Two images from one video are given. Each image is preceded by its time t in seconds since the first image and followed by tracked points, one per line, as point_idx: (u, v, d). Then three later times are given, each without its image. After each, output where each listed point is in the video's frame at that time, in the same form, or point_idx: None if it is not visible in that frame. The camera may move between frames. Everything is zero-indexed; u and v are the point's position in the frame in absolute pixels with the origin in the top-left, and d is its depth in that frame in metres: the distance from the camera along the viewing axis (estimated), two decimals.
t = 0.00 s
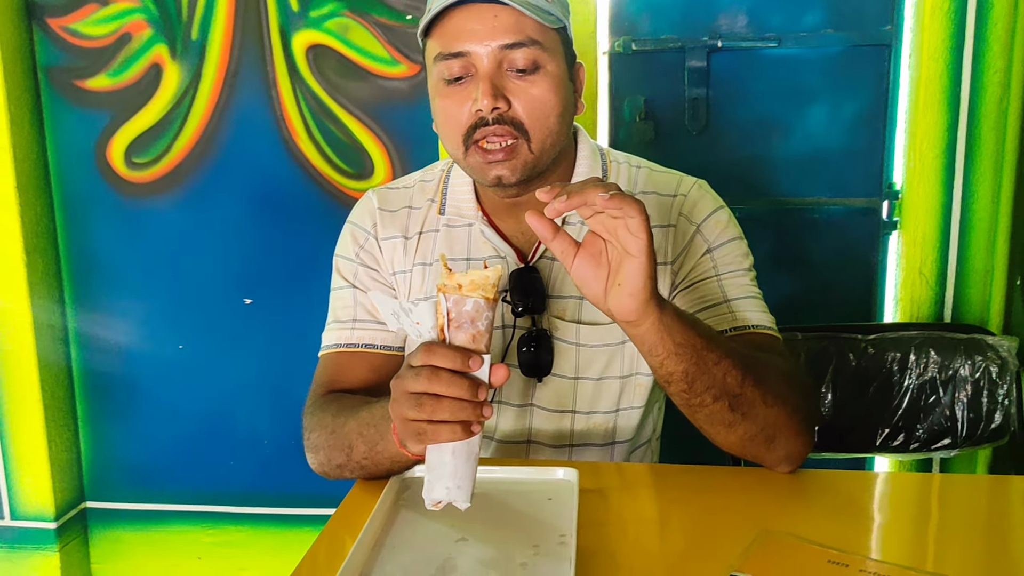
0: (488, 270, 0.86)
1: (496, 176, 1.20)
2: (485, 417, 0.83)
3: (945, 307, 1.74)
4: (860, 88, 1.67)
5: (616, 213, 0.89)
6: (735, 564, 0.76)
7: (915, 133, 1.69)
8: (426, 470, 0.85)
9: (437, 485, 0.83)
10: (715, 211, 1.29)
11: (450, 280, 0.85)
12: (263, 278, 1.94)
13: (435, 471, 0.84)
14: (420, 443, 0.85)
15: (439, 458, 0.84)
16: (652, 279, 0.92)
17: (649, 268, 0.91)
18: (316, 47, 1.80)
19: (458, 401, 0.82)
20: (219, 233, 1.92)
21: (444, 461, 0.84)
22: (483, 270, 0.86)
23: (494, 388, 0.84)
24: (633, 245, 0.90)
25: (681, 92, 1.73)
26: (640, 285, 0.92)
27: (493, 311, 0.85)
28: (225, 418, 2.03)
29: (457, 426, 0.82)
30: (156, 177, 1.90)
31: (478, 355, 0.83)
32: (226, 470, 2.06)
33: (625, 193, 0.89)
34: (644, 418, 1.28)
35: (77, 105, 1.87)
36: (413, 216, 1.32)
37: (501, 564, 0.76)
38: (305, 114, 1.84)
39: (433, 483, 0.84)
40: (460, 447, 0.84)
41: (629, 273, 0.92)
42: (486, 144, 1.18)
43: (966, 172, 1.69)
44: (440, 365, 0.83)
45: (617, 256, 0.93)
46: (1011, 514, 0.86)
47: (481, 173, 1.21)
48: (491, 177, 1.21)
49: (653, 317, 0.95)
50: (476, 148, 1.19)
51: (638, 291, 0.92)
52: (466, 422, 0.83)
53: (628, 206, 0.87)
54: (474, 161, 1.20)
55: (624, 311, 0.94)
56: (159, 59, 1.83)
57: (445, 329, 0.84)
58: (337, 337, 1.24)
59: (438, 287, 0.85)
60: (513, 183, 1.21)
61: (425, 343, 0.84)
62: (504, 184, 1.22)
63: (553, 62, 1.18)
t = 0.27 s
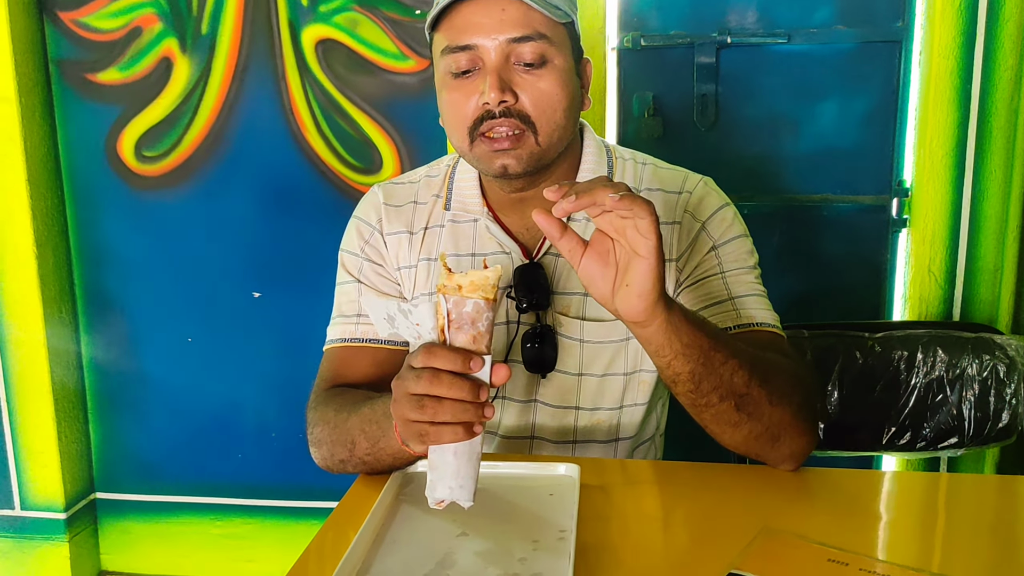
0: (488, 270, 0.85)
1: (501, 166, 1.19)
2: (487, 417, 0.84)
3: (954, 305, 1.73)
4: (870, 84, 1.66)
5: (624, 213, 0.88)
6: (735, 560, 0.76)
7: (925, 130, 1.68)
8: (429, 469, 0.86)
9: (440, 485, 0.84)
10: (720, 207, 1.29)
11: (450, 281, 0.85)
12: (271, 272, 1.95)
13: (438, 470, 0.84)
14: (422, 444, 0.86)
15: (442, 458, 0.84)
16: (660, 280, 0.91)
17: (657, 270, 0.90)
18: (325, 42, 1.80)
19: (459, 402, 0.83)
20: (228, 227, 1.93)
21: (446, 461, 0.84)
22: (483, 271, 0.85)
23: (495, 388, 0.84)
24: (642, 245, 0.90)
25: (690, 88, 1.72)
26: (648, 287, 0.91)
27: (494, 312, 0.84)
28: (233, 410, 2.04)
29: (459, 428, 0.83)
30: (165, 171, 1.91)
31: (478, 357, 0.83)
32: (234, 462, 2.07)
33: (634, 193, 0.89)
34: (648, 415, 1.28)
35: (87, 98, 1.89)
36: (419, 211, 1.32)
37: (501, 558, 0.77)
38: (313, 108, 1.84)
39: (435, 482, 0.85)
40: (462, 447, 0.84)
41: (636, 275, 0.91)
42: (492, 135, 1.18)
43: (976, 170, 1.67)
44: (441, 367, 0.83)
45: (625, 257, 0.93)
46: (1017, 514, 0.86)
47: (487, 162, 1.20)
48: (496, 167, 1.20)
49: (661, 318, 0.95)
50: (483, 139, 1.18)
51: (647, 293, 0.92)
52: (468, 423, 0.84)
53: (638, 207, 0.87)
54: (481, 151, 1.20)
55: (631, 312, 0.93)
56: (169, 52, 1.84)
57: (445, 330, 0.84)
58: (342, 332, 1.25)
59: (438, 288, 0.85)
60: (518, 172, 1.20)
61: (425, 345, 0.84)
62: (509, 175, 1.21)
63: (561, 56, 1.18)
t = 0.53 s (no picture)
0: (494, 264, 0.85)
1: (503, 166, 1.19)
2: (483, 410, 0.84)
3: (959, 305, 1.73)
4: (876, 83, 1.66)
5: (644, 188, 0.89)
6: (737, 560, 0.76)
7: (931, 129, 1.67)
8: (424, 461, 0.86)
9: (435, 477, 0.84)
10: (725, 206, 1.28)
11: (454, 274, 0.85)
12: (276, 269, 1.95)
13: (433, 463, 0.85)
14: (418, 435, 0.86)
15: (438, 450, 0.85)
16: (675, 259, 0.92)
17: (673, 247, 0.91)
18: (330, 39, 1.81)
19: (457, 394, 0.83)
20: (233, 224, 1.94)
21: (442, 453, 0.85)
22: (487, 264, 0.85)
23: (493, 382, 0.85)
24: (658, 222, 0.90)
25: (695, 86, 1.72)
26: (662, 264, 0.92)
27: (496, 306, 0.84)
28: (239, 407, 2.05)
29: (455, 419, 0.83)
30: (171, 168, 1.91)
31: (479, 349, 0.83)
32: (239, 459, 2.08)
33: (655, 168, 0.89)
34: (651, 414, 1.28)
35: (93, 96, 1.89)
36: (423, 209, 1.32)
37: (500, 557, 0.77)
38: (318, 106, 1.84)
39: (430, 475, 0.85)
40: (457, 440, 0.85)
41: (652, 252, 0.92)
42: (493, 134, 1.18)
43: (982, 169, 1.67)
44: (440, 357, 0.83)
45: (641, 235, 0.93)
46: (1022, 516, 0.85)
47: (489, 162, 1.20)
48: (499, 167, 1.20)
49: (673, 297, 0.95)
50: (485, 139, 1.18)
51: (660, 269, 0.92)
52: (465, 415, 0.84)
53: (658, 180, 0.88)
54: (483, 151, 1.20)
55: (643, 290, 0.94)
56: (174, 50, 1.85)
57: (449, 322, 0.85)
58: (344, 329, 1.26)
59: (442, 281, 0.85)
60: (519, 173, 1.20)
61: (427, 336, 0.85)
62: (511, 175, 1.21)
63: (562, 55, 1.18)
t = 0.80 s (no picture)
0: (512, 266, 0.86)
1: (516, 178, 1.20)
2: (495, 410, 0.84)
3: (977, 308, 1.72)
4: (893, 84, 1.64)
5: (655, 190, 0.88)
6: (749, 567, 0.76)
7: (949, 130, 1.66)
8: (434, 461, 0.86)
9: (442, 476, 0.84)
10: (738, 210, 1.28)
11: (472, 274, 0.86)
12: (293, 273, 1.97)
13: (442, 462, 0.85)
14: (429, 432, 0.86)
15: (447, 449, 0.85)
16: (686, 262, 0.92)
17: (684, 250, 0.90)
18: (346, 43, 1.82)
19: (469, 391, 0.83)
20: (250, 228, 1.95)
21: (451, 453, 0.85)
22: (505, 266, 0.86)
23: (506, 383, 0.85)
24: (669, 224, 0.90)
25: (710, 89, 1.71)
26: (673, 266, 0.91)
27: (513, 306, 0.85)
28: (256, 410, 2.06)
29: (465, 416, 0.84)
30: (188, 173, 1.93)
31: (492, 348, 0.83)
32: (256, 461, 2.09)
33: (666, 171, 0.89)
34: (663, 419, 1.28)
35: (112, 101, 1.92)
36: (435, 214, 1.33)
37: (511, 561, 0.77)
38: (334, 110, 1.86)
39: (439, 474, 0.86)
40: (468, 440, 0.85)
41: (662, 254, 0.91)
42: (505, 145, 1.18)
43: (1001, 171, 1.66)
44: (454, 354, 0.84)
45: (652, 238, 0.93)
46: None
47: (501, 174, 1.21)
48: (510, 179, 1.21)
49: (684, 300, 0.95)
50: (496, 150, 1.19)
51: (671, 272, 0.92)
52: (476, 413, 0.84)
53: (669, 182, 0.87)
54: (494, 163, 1.20)
55: (654, 292, 0.94)
56: (192, 55, 1.87)
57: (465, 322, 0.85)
58: (358, 333, 1.26)
59: (460, 280, 0.86)
60: (532, 185, 1.21)
61: (442, 333, 0.85)
62: (524, 186, 1.22)
63: (571, 63, 1.18)
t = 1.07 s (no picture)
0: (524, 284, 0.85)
1: (526, 192, 1.20)
2: (508, 429, 0.84)
3: (1001, 320, 1.70)
4: (911, 96, 1.63)
5: (664, 213, 0.89)
6: None
7: (969, 141, 1.64)
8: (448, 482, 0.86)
9: (458, 496, 0.83)
10: (752, 227, 1.27)
11: (484, 293, 0.85)
12: (313, 291, 1.98)
13: (457, 481, 0.84)
14: (444, 451, 0.87)
15: (462, 468, 0.85)
16: (698, 284, 0.92)
17: (695, 272, 0.90)
18: (363, 63, 1.84)
19: (481, 410, 0.84)
20: (270, 247, 1.97)
21: (466, 472, 0.84)
22: (518, 285, 0.86)
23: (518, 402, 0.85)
24: (679, 247, 0.90)
25: (726, 103, 1.71)
26: (684, 288, 0.91)
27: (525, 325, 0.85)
28: (277, 427, 2.08)
29: (479, 435, 0.84)
30: (209, 194, 1.96)
31: (504, 367, 0.84)
32: (277, 478, 2.10)
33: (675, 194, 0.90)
34: (681, 436, 1.27)
35: (134, 124, 1.96)
36: (450, 234, 1.34)
37: None
38: (352, 130, 1.88)
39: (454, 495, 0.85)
40: (482, 459, 0.85)
41: (673, 277, 0.91)
42: (515, 164, 1.18)
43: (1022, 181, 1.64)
44: (467, 374, 0.84)
45: (663, 260, 0.93)
46: None
47: (510, 190, 1.21)
48: (520, 194, 1.20)
49: (696, 321, 0.94)
50: (507, 170, 1.19)
51: (683, 295, 0.92)
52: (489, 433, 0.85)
53: (677, 206, 0.88)
54: (504, 180, 1.20)
55: (665, 314, 0.93)
56: (212, 78, 1.90)
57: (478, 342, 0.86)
58: (375, 353, 1.27)
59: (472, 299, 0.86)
60: (542, 199, 1.21)
61: (455, 352, 0.86)
62: (534, 200, 1.21)
63: (581, 85, 1.19)
